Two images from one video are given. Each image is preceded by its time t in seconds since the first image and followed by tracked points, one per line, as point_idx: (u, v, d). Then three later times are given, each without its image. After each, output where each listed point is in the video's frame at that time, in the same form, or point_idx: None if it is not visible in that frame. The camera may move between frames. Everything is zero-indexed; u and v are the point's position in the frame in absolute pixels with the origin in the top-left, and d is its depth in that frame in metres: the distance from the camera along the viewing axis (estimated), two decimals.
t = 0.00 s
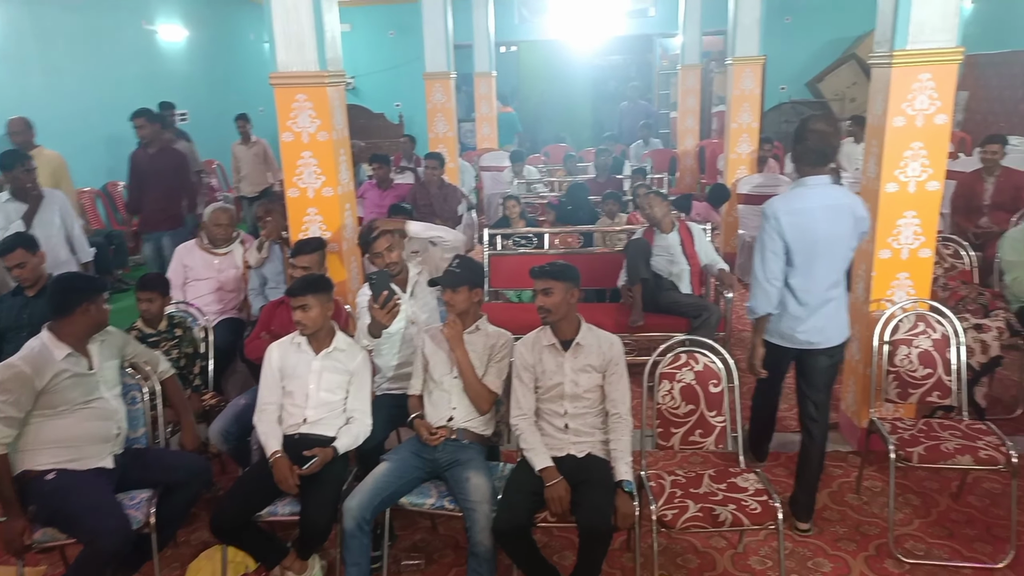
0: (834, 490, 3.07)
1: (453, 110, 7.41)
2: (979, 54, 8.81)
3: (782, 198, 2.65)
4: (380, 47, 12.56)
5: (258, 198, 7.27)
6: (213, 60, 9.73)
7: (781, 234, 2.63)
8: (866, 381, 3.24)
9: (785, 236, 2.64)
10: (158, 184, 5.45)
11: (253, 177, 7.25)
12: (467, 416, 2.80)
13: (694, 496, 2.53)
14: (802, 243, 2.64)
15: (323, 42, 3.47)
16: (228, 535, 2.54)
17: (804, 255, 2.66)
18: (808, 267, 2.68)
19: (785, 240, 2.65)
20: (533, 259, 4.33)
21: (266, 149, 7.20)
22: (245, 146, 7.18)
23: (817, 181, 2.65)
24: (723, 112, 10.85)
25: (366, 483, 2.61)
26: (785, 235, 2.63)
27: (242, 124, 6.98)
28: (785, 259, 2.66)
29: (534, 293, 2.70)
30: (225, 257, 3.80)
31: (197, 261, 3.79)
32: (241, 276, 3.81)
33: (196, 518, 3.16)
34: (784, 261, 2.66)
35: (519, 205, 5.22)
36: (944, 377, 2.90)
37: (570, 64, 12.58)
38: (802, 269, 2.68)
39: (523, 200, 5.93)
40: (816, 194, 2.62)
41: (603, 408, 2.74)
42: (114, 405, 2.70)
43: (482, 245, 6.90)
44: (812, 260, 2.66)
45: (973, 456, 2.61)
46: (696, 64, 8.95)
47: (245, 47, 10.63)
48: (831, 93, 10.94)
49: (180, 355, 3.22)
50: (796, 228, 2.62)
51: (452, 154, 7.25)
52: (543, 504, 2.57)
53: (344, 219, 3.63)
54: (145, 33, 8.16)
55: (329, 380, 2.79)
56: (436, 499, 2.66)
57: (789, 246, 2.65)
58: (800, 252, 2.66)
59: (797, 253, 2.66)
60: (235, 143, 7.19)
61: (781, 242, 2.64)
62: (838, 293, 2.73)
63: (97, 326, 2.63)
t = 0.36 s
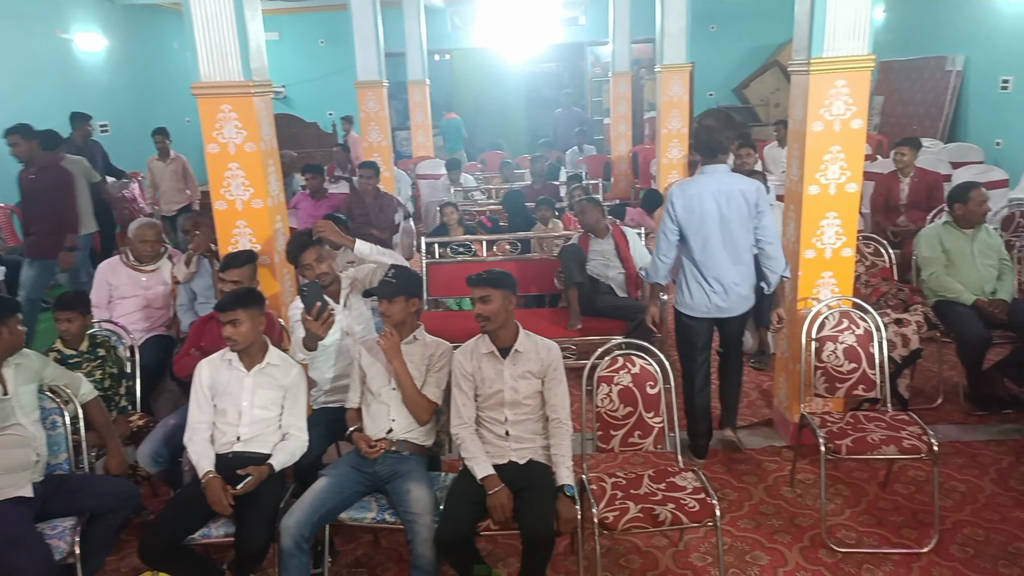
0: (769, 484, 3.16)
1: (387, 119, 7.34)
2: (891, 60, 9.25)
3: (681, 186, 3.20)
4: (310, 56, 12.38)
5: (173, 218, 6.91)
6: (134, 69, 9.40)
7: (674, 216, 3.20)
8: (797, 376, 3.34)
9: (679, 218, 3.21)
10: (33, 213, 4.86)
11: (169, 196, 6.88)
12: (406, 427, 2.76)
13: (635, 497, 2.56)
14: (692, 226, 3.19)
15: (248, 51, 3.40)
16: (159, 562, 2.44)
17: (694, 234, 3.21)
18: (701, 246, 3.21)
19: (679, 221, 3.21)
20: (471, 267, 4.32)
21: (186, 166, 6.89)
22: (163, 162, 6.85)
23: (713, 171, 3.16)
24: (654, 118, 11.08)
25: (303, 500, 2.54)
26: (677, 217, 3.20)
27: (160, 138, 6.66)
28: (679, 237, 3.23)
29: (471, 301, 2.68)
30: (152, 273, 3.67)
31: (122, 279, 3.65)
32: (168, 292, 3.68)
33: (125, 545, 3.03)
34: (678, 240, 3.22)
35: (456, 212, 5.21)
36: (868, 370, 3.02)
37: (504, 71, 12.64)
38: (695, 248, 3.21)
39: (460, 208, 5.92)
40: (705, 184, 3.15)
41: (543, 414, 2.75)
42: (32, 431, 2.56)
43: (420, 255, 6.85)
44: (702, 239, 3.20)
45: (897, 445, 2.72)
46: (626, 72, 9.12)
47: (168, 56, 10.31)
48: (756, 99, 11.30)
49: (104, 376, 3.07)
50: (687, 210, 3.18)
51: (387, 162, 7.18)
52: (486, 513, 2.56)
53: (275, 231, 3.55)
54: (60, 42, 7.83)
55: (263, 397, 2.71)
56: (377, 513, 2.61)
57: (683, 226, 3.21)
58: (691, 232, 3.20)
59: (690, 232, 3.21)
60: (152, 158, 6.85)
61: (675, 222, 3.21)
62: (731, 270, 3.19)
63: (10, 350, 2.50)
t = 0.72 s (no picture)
0: (733, 481, 3.20)
1: (350, 120, 7.27)
2: (848, 63, 9.45)
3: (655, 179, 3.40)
4: (272, 55, 12.22)
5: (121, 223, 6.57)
6: (88, 68, 9.15)
7: (643, 205, 3.41)
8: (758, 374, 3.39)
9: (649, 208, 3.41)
10: None
11: (117, 199, 6.59)
12: (371, 431, 2.74)
13: (601, 496, 2.57)
14: (658, 219, 3.38)
15: (206, 51, 3.34)
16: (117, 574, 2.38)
17: (659, 223, 3.39)
18: (665, 238, 3.39)
19: (646, 210, 3.41)
20: (437, 269, 4.30)
21: (138, 169, 6.61)
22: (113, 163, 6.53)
23: (684, 168, 3.33)
24: (619, 119, 11.17)
25: (266, 506, 2.51)
26: (646, 206, 3.41)
27: (116, 141, 6.35)
28: (646, 226, 3.43)
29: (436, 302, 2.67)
30: (110, 277, 3.59)
31: (79, 284, 3.56)
32: (127, 297, 3.61)
33: (81, 556, 2.95)
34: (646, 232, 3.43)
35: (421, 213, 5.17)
36: (827, 367, 3.08)
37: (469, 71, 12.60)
38: (659, 240, 3.40)
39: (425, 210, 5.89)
40: (673, 180, 3.33)
41: (509, 415, 2.74)
42: None
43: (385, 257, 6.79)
44: (666, 229, 3.37)
45: (856, 441, 2.78)
46: (590, 73, 9.16)
47: (124, 55, 10.08)
48: (718, 100, 11.46)
49: (59, 383, 3.00)
50: (655, 201, 3.37)
51: (352, 163, 7.12)
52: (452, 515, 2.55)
53: (235, 233, 3.50)
54: (11, 39, 7.61)
55: (224, 402, 2.67)
56: (341, 517, 2.58)
57: (651, 216, 3.41)
58: (657, 222, 3.39)
59: (656, 221, 3.40)
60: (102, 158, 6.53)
61: (644, 212, 3.41)
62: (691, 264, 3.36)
63: None
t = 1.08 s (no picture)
0: (710, 478, 3.22)
1: (328, 118, 7.22)
2: (823, 64, 9.56)
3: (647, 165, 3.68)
4: (249, 53, 12.12)
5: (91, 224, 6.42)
6: (60, 64, 9.03)
7: (639, 190, 3.68)
8: (735, 372, 3.41)
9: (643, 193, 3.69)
10: None
11: (81, 202, 6.41)
12: (347, 431, 2.73)
13: (578, 495, 2.58)
14: (653, 201, 3.66)
15: (178, 47, 3.31)
16: None
17: (654, 207, 3.68)
18: (658, 219, 3.68)
19: (642, 194, 3.68)
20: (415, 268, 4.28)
21: (100, 171, 6.45)
22: (74, 166, 6.36)
23: (675, 156, 3.64)
24: (598, 118, 11.20)
25: (240, 508, 2.48)
26: (641, 190, 3.68)
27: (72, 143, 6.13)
28: (640, 209, 3.70)
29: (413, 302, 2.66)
30: (81, 276, 3.54)
31: (50, 284, 3.50)
32: (99, 296, 3.56)
33: (52, 560, 2.90)
34: (640, 212, 3.70)
35: (400, 212, 5.15)
36: (802, 365, 3.11)
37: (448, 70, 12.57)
38: (653, 220, 3.68)
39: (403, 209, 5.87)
40: (666, 165, 3.64)
41: (486, 414, 2.74)
42: None
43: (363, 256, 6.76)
44: (660, 212, 3.67)
45: (829, 438, 2.81)
46: (569, 72, 9.18)
47: (97, 52, 9.94)
48: (696, 100, 11.55)
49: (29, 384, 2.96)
50: (650, 185, 3.66)
51: (329, 162, 7.08)
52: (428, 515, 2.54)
53: (209, 232, 3.46)
54: None
55: (198, 403, 2.64)
56: (317, 518, 2.57)
57: (645, 199, 3.69)
58: (652, 205, 3.68)
59: (650, 205, 3.68)
60: (63, 161, 6.37)
61: (639, 196, 3.69)
62: (682, 242, 3.66)
63: None
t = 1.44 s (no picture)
0: (686, 481, 3.23)
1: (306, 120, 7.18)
2: (800, 69, 9.67)
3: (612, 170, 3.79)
4: (227, 54, 12.02)
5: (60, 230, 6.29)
6: (33, 64, 8.90)
7: (605, 193, 3.78)
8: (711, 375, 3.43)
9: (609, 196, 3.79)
10: None
11: (34, 208, 6.11)
12: (323, 436, 2.71)
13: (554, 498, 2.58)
14: (619, 203, 3.76)
15: (151, 48, 3.28)
16: None
17: (620, 208, 3.77)
18: (626, 219, 3.76)
19: (608, 197, 3.78)
20: (393, 272, 4.27)
21: (47, 172, 6.20)
22: (18, 171, 6.05)
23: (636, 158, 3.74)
24: (577, 122, 11.25)
25: (213, 514, 2.46)
26: (607, 193, 3.78)
27: (17, 148, 5.83)
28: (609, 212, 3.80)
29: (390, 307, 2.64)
30: (52, 281, 3.49)
31: (20, 288, 3.46)
32: (71, 301, 3.51)
33: (21, 568, 2.85)
34: (608, 214, 3.80)
35: (379, 215, 5.14)
36: (776, 367, 3.14)
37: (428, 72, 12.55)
38: (620, 221, 3.76)
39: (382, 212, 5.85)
40: (629, 167, 3.73)
41: (462, 419, 2.74)
42: None
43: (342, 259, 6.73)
44: (627, 212, 3.75)
45: (803, 439, 2.83)
46: (549, 75, 9.19)
47: (71, 53, 9.80)
48: (675, 104, 11.66)
49: None
50: (614, 189, 3.76)
51: (307, 164, 7.04)
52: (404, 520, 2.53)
53: (184, 235, 3.43)
54: None
55: (170, 408, 2.62)
56: (291, 524, 2.55)
57: (612, 202, 3.79)
58: (618, 207, 3.77)
59: (617, 206, 3.78)
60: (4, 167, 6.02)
61: (606, 199, 3.79)
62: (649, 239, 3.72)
63: None
